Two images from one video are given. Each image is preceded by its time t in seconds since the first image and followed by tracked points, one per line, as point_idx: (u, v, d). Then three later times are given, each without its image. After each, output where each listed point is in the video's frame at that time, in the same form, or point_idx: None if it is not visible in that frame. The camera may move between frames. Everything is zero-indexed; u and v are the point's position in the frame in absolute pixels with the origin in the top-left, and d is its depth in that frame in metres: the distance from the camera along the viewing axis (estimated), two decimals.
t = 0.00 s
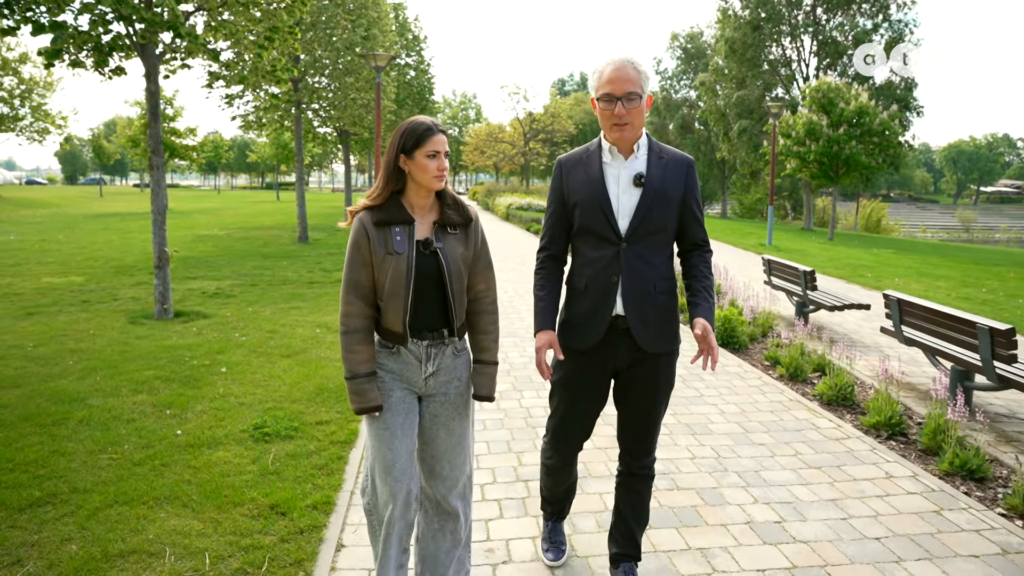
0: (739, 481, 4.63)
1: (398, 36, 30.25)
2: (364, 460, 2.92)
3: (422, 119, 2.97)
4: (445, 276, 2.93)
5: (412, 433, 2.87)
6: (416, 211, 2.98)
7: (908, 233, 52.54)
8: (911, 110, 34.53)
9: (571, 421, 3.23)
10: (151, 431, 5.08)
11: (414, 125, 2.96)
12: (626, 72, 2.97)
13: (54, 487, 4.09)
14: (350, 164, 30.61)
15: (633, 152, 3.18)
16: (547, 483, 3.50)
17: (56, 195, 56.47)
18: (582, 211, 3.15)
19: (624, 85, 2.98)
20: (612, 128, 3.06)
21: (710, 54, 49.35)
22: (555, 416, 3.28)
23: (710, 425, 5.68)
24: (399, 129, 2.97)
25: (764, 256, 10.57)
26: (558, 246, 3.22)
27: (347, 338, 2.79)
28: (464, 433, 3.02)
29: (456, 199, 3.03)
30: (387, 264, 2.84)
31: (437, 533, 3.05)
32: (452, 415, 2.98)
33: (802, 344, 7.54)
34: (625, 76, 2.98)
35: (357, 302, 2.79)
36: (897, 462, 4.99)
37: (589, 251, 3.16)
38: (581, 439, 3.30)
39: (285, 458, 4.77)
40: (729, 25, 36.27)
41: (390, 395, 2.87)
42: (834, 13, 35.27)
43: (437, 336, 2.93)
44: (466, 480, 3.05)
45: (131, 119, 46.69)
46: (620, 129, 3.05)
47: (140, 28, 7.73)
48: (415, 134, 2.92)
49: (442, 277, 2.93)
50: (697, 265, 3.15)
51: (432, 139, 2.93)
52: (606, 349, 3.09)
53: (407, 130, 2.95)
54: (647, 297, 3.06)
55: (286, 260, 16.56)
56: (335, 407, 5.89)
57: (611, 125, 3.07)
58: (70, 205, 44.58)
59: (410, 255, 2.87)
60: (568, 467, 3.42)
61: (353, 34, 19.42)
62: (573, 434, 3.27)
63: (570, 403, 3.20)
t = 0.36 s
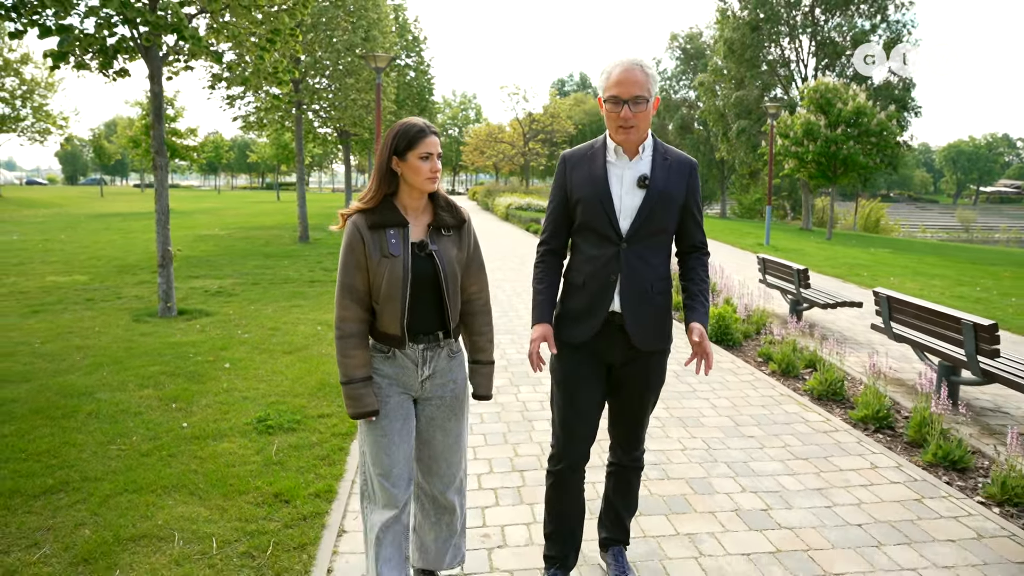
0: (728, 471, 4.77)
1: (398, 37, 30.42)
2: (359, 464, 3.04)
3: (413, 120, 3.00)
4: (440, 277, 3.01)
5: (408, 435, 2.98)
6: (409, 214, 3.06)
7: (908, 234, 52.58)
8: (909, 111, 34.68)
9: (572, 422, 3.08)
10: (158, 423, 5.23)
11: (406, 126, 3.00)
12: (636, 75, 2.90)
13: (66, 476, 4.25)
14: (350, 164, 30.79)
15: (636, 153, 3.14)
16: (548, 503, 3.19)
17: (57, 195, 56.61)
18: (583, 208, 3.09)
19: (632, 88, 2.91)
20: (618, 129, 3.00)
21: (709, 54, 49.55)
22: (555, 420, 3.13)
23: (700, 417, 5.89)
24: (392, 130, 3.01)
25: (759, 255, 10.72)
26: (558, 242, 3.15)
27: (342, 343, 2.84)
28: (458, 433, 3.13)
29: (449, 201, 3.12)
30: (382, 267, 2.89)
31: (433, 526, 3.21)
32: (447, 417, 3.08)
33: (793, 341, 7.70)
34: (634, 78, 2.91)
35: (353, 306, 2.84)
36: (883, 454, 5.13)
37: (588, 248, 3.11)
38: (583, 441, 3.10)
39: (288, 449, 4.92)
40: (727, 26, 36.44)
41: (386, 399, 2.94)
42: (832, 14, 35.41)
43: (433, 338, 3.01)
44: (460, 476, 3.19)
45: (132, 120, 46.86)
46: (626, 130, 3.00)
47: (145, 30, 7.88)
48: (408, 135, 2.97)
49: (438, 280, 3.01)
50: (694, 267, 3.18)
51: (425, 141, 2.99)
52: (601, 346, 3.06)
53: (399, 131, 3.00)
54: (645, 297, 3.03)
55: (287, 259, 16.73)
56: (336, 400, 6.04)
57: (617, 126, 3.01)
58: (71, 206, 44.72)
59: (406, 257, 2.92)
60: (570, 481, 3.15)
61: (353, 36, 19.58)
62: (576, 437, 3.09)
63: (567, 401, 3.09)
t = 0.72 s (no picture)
0: (721, 463, 4.92)
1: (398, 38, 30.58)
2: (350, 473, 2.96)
3: (405, 118, 2.96)
4: (433, 277, 2.96)
5: (402, 441, 2.91)
6: (399, 212, 2.99)
7: (908, 233, 52.68)
8: (908, 111, 34.81)
9: (574, 429, 3.10)
10: (166, 417, 5.38)
11: (398, 124, 2.96)
12: (620, 76, 2.98)
13: (79, 466, 4.39)
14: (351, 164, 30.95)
15: (622, 155, 3.21)
16: (552, 509, 3.13)
17: (59, 195, 56.81)
18: (575, 214, 3.12)
19: (617, 88, 2.99)
20: (604, 131, 3.08)
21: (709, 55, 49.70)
22: (556, 428, 3.15)
23: (696, 411, 6.05)
24: (383, 128, 2.97)
25: (755, 255, 10.84)
26: (545, 249, 3.17)
27: (332, 343, 2.76)
28: (452, 437, 3.08)
29: (440, 200, 3.07)
30: (373, 266, 2.84)
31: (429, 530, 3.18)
32: (440, 420, 3.03)
33: (788, 338, 7.82)
34: (618, 79, 2.99)
35: (343, 306, 2.77)
36: (872, 446, 5.29)
37: (581, 253, 3.13)
38: (587, 446, 3.11)
39: (294, 441, 5.06)
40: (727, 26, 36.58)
41: (379, 403, 2.87)
42: (831, 15, 35.53)
43: (425, 341, 2.95)
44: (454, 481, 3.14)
45: (133, 119, 47.04)
46: (612, 132, 3.07)
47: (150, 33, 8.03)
48: (399, 132, 2.92)
49: (430, 279, 2.96)
50: (680, 265, 3.29)
51: (415, 139, 2.93)
52: (601, 352, 3.10)
53: (390, 129, 2.95)
54: (641, 298, 3.11)
55: (290, 258, 16.88)
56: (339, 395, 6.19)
57: (603, 127, 3.08)
58: (73, 205, 44.90)
59: (397, 256, 2.87)
60: (576, 491, 3.12)
61: (354, 37, 19.73)
62: (581, 442, 3.10)
63: (569, 409, 3.11)
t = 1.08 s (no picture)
0: (713, 455, 5.06)
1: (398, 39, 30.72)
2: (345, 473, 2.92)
3: (399, 119, 2.92)
4: (424, 277, 2.88)
5: (393, 442, 2.84)
6: (392, 213, 2.92)
7: (907, 233, 52.79)
8: (906, 111, 34.95)
9: (560, 431, 3.17)
10: (173, 411, 5.51)
11: (393, 124, 2.92)
12: (593, 72, 3.02)
13: (91, 457, 4.53)
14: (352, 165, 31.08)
15: (598, 152, 3.28)
16: (542, 507, 3.24)
17: (60, 194, 56.98)
18: (552, 214, 3.16)
19: (591, 84, 3.03)
20: (580, 127, 3.13)
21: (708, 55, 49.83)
22: (541, 430, 3.22)
23: (689, 406, 6.19)
24: (378, 127, 2.93)
25: (751, 254, 10.95)
26: (520, 250, 3.16)
27: (321, 344, 2.70)
28: (448, 437, 2.91)
29: (433, 201, 3.00)
30: (364, 266, 2.77)
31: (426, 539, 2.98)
32: (433, 418, 2.88)
33: (782, 335, 7.93)
34: (592, 75, 3.03)
35: (333, 305, 2.70)
36: (861, 440, 5.43)
37: (562, 252, 3.18)
38: (573, 447, 3.19)
39: (297, 435, 5.18)
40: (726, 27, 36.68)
41: (369, 404, 2.80)
42: (830, 15, 35.62)
43: (415, 340, 2.86)
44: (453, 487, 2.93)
45: (134, 119, 47.18)
46: (588, 128, 3.12)
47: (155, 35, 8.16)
48: (394, 132, 2.88)
49: (422, 280, 2.88)
50: (658, 259, 3.39)
51: (409, 140, 2.88)
52: (586, 352, 3.15)
53: (386, 129, 2.91)
54: (624, 295, 3.18)
55: (291, 257, 17.01)
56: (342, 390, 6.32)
57: (578, 124, 3.13)
58: (73, 205, 45.01)
59: (389, 256, 2.81)
60: (564, 488, 3.22)
61: (355, 38, 19.86)
62: (566, 443, 3.18)
63: (555, 409, 3.17)
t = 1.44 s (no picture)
0: (705, 449, 5.18)
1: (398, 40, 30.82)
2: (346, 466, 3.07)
3: (392, 121, 3.01)
4: (417, 280, 2.95)
5: (388, 440, 2.95)
6: (388, 215, 3.01)
7: (907, 233, 52.82)
8: (905, 111, 35.03)
9: (554, 429, 3.32)
10: (176, 406, 5.62)
11: (384, 127, 3.00)
12: (581, 72, 3.11)
13: (97, 450, 4.65)
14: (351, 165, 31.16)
15: (587, 151, 3.38)
16: (538, 500, 3.38)
17: (60, 194, 57.07)
18: (542, 215, 3.27)
19: (579, 85, 3.13)
20: (569, 127, 3.23)
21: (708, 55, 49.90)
22: (535, 425, 3.37)
23: (683, 401, 6.31)
24: (371, 131, 3.02)
25: (748, 253, 11.06)
26: (511, 251, 3.27)
27: (319, 344, 2.83)
28: (435, 438, 2.93)
29: (429, 202, 3.05)
30: (357, 269, 2.87)
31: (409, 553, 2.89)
32: (424, 417, 2.94)
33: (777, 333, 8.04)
34: (579, 75, 3.12)
35: (329, 308, 2.83)
36: (852, 435, 5.53)
37: (553, 254, 3.29)
38: (566, 443, 3.34)
39: (298, 430, 5.29)
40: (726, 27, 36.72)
41: (364, 402, 2.91)
42: (829, 16, 35.71)
43: (410, 341, 2.93)
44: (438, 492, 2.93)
45: (134, 119, 47.26)
46: (577, 128, 3.22)
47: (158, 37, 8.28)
48: (387, 134, 2.97)
49: (415, 281, 2.95)
50: (649, 256, 3.48)
51: (403, 141, 2.98)
52: (580, 352, 3.25)
53: (379, 131, 3.00)
54: (614, 294, 3.27)
55: (291, 257, 17.11)
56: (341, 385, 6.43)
57: (567, 125, 3.24)
58: (73, 206, 45.04)
59: (382, 260, 2.89)
60: (559, 482, 3.37)
61: (355, 39, 19.97)
62: (558, 440, 3.31)
63: (549, 408, 3.31)
